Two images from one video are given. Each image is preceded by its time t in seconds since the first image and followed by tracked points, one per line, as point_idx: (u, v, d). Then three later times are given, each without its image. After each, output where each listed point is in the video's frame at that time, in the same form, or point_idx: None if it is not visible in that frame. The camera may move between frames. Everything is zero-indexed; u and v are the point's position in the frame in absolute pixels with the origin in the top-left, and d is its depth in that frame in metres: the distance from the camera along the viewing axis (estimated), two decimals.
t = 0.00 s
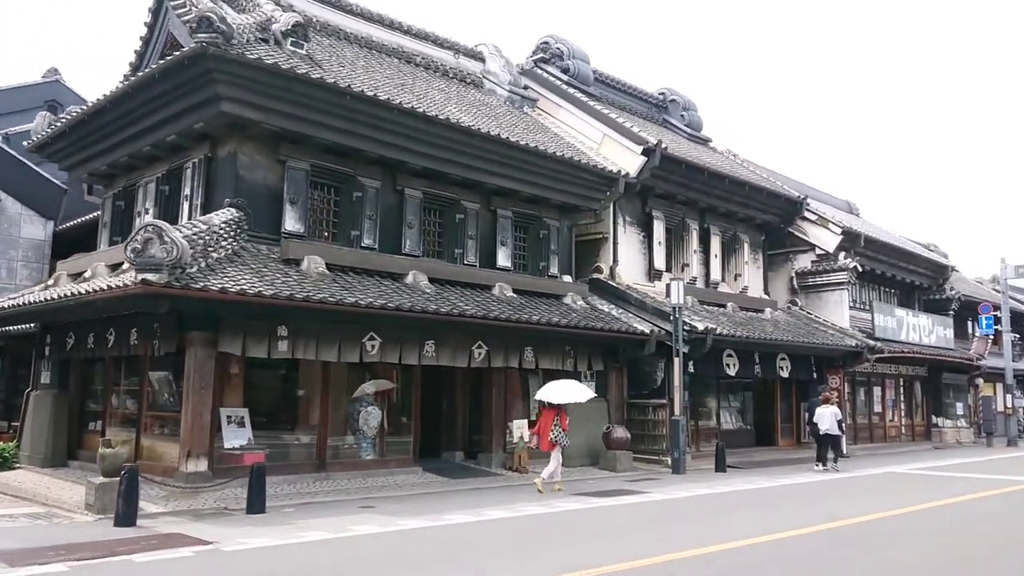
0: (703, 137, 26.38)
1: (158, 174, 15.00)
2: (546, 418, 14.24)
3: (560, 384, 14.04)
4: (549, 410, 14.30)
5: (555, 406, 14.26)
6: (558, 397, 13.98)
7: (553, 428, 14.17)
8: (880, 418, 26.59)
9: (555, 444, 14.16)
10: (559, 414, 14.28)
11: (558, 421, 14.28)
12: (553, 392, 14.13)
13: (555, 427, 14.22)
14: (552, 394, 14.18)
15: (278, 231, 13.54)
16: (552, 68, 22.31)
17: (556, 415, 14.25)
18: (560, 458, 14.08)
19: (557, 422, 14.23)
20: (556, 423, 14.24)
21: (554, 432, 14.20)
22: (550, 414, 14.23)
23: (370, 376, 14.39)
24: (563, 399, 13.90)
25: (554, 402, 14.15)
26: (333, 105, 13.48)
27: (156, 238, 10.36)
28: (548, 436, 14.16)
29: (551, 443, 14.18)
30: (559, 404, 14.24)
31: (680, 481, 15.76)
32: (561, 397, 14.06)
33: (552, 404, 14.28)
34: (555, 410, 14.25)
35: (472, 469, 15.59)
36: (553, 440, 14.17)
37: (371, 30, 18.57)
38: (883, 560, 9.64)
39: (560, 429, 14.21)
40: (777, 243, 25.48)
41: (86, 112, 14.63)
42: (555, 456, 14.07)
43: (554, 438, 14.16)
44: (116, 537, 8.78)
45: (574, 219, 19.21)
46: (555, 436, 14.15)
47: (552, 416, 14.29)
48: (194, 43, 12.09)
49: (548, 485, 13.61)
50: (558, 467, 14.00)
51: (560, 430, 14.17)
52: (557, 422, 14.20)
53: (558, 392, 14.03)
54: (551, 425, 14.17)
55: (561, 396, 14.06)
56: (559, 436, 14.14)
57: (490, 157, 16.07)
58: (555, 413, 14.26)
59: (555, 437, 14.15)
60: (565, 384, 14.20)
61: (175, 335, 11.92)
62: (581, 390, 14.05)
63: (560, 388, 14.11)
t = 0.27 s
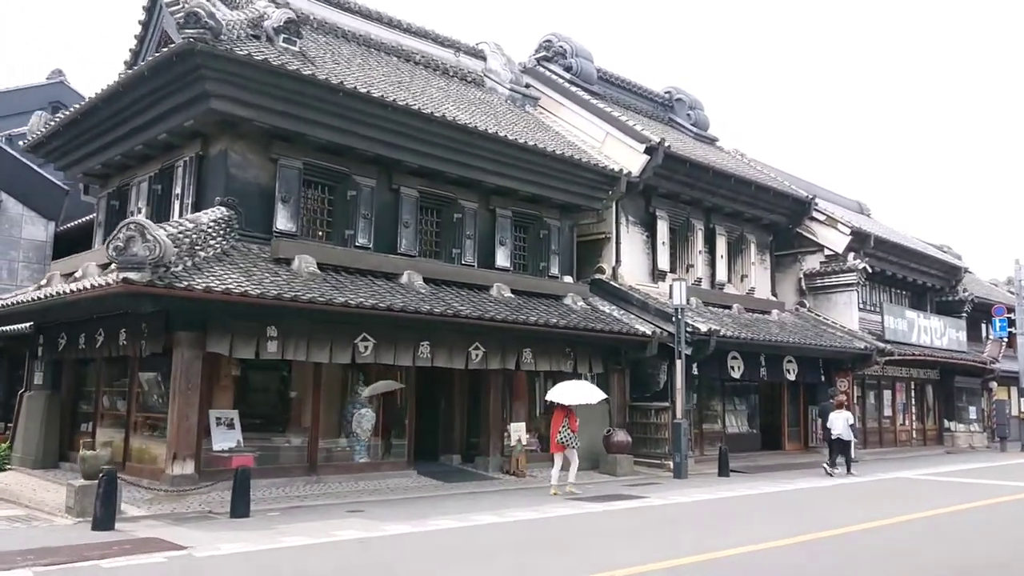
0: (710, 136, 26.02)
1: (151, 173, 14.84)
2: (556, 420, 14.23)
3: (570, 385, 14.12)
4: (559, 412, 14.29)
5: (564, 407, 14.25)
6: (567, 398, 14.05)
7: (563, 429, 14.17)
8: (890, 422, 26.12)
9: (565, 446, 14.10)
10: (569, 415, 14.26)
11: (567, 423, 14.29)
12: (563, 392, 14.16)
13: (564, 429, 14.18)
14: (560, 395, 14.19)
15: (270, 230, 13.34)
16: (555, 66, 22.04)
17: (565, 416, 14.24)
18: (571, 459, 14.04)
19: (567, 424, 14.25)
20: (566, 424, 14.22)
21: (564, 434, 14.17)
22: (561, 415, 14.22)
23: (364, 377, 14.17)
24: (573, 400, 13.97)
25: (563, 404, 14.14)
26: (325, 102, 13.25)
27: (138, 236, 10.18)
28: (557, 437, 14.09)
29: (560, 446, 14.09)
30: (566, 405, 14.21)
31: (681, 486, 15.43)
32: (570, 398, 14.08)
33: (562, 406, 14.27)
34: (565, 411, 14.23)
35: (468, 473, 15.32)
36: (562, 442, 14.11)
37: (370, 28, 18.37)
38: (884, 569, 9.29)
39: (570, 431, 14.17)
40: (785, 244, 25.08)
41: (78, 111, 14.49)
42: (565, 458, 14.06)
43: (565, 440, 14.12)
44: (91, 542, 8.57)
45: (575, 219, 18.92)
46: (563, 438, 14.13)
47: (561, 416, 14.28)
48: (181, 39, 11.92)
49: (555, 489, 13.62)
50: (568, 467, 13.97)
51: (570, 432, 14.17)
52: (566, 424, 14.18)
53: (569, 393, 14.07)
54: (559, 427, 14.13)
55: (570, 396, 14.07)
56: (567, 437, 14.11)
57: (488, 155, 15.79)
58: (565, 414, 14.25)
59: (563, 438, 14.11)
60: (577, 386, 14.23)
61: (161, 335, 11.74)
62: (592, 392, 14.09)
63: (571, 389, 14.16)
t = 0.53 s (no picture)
0: (709, 131, 25.74)
1: (136, 169, 14.63)
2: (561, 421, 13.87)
3: (576, 386, 13.88)
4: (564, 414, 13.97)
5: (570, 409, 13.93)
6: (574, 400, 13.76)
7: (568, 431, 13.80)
8: (891, 421, 25.83)
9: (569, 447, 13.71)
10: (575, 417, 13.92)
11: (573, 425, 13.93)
12: (568, 393, 13.89)
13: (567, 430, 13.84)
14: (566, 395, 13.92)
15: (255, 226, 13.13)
16: (550, 61, 21.78)
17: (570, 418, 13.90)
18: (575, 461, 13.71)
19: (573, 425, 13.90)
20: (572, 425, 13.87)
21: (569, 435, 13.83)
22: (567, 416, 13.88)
23: (353, 375, 13.97)
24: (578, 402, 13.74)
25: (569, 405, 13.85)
26: (311, 95, 13.02)
27: (115, 232, 9.96)
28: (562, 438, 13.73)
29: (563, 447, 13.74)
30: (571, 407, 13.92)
31: (676, 485, 15.18)
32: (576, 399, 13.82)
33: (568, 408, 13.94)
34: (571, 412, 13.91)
35: (459, 472, 15.11)
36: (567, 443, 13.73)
37: (361, 22, 18.14)
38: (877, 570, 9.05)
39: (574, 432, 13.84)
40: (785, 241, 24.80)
41: (62, 106, 14.30)
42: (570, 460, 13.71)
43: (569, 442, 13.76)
44: (62, 544, 8.37)
45: (570, 215, 18.67)
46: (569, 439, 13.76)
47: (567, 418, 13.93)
48: (162, 31, 11.70)
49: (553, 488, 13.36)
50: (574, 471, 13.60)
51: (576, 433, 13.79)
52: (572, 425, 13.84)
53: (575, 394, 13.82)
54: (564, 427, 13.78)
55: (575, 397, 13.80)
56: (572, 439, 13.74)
57: (478, 149, 15.54)
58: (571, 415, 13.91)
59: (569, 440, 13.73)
60: (582, 388, 13.98)
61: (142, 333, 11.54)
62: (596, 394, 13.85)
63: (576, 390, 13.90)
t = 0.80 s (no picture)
0: (703, 129, 25.47)
1: (115, 164, 14.39)
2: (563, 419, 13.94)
3: (579, 383, 13.91)
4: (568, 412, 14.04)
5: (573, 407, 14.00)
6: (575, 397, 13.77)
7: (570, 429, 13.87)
8: (888, 423, 25.54)
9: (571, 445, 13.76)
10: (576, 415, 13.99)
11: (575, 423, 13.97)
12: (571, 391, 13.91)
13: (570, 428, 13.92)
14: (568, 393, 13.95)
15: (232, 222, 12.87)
16: (541, 57, 21.53)
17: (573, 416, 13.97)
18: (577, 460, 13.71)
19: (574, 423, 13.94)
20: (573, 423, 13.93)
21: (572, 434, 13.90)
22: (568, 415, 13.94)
23: (334, 375, 13.70)
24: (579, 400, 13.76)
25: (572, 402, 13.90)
26: (290, 89, 12.76)
27: (80, 227, 9.68)
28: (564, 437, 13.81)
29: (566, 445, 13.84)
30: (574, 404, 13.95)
31: (664, 488, 14.93)
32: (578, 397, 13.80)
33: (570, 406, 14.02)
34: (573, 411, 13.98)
35: (443, 474, 14.85)
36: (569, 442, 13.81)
37: (347, 17, 17.90)
38: None
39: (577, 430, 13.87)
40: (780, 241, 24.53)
41: (40, 101, 14.06)
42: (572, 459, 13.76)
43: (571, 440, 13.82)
44: (20, 547, 8.13)
45: (559, 213, 18.39)
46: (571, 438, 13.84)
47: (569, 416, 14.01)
48: (134, 23, 11.46)
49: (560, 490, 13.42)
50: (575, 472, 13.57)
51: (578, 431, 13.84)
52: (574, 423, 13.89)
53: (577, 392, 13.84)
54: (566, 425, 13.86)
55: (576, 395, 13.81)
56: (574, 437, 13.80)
57: (464, 145, 15.26)
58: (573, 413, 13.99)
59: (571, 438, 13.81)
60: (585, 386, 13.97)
61: (113, 331, 11.28)
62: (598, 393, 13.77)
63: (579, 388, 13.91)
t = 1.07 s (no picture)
0: (694, 123, 25.19)
1: (88, 156, 14.09)
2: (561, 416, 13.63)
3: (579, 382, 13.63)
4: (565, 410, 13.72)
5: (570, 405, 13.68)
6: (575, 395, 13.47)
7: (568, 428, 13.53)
8: (880, 419, 25.32)
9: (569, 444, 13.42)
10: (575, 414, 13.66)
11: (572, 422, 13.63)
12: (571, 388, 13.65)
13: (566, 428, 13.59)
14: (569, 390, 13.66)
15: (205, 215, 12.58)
16: (529, 49, 21.24)
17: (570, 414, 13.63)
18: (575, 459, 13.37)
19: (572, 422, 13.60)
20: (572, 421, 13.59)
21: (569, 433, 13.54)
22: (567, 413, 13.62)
23: (312, 371, 13.43)
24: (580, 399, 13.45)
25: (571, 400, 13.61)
26: (265, 78, 12.48)
27: (39, 219, 9.40)
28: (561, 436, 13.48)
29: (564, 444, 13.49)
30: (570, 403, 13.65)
31: (649, 486, 14.67)
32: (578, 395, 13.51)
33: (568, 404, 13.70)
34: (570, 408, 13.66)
35: (423, 472, 14.58)
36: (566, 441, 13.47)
37: (329, 7, 17.61)
38: None
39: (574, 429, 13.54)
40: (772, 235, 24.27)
41: (11, 91, 13.76)
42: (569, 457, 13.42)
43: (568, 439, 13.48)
44: None
45: (545, 207, 18.10)
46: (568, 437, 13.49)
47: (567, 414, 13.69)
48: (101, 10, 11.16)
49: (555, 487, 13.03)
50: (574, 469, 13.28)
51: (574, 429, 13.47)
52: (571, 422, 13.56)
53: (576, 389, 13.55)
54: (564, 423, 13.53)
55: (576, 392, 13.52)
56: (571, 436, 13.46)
57: (445, 138, 14.98)
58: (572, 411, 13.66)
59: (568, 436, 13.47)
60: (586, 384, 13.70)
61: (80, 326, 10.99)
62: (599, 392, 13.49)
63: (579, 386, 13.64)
